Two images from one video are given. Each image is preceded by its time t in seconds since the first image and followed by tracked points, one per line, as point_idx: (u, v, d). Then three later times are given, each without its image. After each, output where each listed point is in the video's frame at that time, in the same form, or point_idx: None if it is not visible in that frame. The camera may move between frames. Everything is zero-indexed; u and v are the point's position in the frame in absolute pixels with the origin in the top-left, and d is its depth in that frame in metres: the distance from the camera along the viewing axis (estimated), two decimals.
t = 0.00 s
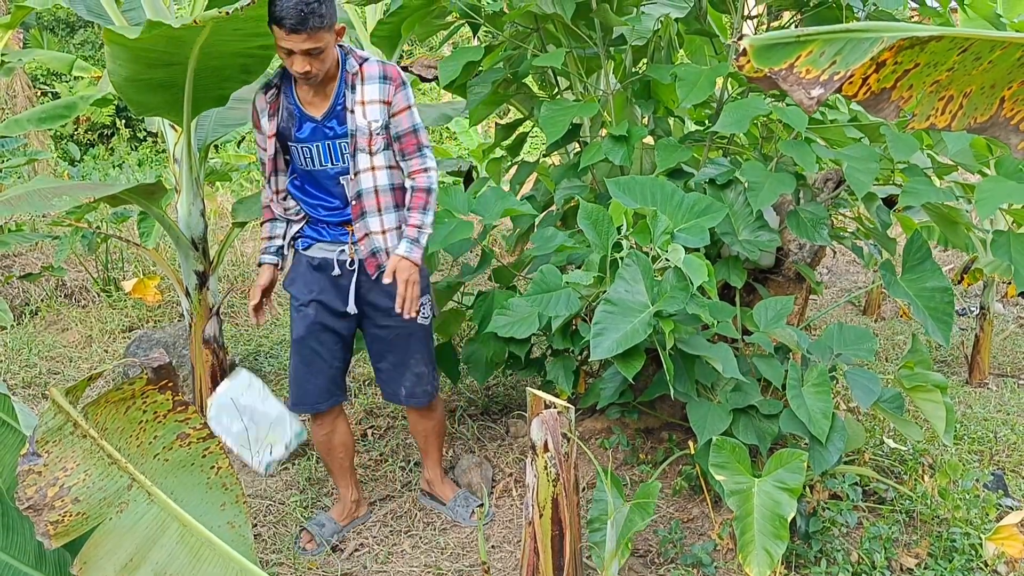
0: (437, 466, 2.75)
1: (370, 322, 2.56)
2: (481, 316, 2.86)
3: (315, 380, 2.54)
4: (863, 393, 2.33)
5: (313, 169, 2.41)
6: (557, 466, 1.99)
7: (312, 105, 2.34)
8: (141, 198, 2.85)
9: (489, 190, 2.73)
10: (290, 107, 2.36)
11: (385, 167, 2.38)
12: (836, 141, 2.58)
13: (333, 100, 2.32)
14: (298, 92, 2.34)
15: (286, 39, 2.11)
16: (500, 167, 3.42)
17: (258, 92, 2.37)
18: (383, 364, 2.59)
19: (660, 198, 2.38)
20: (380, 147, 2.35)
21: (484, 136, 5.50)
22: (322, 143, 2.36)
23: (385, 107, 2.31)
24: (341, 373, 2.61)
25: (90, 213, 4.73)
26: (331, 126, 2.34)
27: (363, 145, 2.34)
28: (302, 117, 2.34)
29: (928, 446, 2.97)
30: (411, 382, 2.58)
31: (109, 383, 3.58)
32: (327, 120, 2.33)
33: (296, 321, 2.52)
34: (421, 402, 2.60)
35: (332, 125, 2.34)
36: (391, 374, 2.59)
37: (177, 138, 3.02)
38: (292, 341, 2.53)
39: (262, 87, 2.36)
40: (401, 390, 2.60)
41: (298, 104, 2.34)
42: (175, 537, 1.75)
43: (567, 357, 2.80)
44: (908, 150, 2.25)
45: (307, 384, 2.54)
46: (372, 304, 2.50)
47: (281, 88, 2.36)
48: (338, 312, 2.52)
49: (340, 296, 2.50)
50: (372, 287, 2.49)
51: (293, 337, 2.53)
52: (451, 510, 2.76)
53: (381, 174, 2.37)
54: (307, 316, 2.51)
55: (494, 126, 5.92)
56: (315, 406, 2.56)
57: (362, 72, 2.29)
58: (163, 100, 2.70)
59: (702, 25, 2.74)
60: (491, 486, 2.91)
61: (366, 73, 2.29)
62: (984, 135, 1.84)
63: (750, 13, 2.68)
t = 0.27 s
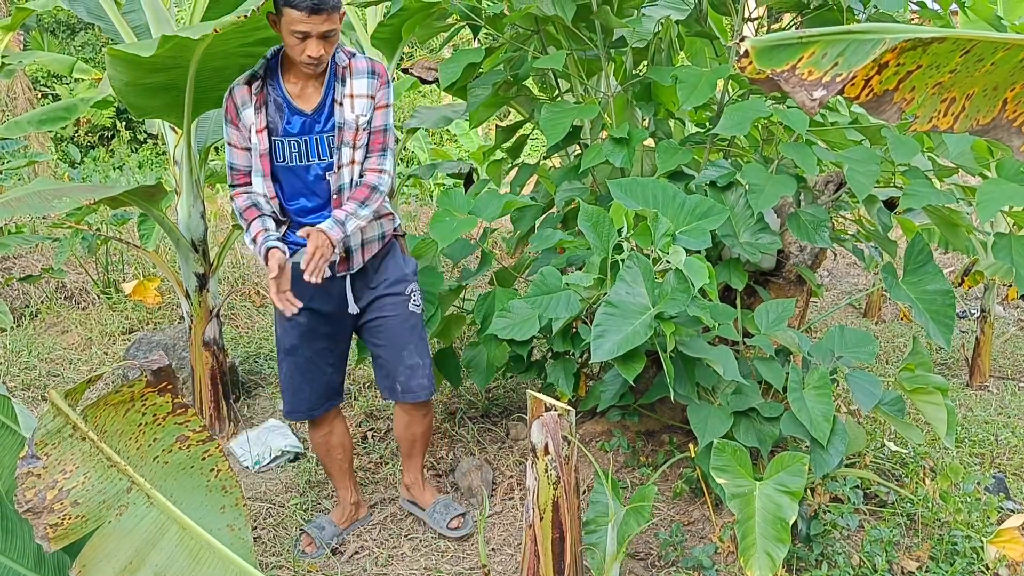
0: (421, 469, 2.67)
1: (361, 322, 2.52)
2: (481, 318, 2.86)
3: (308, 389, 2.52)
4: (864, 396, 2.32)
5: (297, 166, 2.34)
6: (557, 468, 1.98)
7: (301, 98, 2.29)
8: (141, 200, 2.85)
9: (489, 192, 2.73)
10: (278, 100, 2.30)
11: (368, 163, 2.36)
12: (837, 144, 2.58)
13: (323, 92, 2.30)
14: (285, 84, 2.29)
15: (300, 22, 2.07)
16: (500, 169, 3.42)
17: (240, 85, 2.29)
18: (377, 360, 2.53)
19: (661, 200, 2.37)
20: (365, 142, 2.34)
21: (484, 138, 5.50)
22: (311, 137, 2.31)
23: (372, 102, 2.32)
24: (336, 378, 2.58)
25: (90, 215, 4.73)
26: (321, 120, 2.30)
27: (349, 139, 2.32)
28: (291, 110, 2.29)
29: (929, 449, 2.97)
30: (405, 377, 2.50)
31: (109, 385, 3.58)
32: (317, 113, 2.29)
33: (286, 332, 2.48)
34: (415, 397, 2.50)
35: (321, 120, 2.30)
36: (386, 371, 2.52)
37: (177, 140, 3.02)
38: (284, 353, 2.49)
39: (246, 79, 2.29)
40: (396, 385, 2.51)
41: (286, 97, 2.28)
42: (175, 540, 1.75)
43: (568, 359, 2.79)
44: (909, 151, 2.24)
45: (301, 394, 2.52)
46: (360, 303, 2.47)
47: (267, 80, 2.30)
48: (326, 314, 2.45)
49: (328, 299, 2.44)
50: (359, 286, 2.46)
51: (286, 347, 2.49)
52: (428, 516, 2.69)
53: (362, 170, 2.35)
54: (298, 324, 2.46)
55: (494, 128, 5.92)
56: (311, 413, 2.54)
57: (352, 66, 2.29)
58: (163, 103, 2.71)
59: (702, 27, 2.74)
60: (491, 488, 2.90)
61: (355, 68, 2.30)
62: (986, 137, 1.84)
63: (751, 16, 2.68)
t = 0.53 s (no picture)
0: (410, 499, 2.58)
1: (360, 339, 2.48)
2: (479, 321, 2.85)
3: (309, 401, 2.51)
4: (862, 398, 2.32)
5: (318, 168, 2.29)
6: (554, 471, 1.98)
7: (325, 99, 2.25)
8: (137, 202, 2.84)
9: (486, 195, 2.73)
10: (301, 101, 2.25)
11: (389, 171, 2.34)
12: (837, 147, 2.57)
13: (347, 95, 2.26)
14: (308, 85, 2.25)
15: (333, 21, 2.05)
16: (498, 171, 3.42)
17: (262, 84, 2.25)
18: (373, 379, 2.50)
19: (659, 202, 2.36)
20: (387, 149, 2.31)
21: (482, 140, 5.49)
22: (334, 139, 2.27)
23: (396, 110, 2.29)
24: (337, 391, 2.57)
25: (88, 217, 4.73)
26: (345, 121, 2.26)
27: (373, 145, 2.29)
28: (313, 111, 2.24)
29: (927, 452, 2.96)
30: (400, 400, 2.47)
31: (106, 388, 3.57)
32: (341, 115, 2.25)
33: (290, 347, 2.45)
34: (410, 421, 2.47)
35: (345, 122, 2.26)
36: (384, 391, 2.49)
37: (174, 142, 3.01)
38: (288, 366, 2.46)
39: (267, 79, 2.24)
40: (390, 407, 2.48)
41: (309, 98, 2.24)
42: (171, 543, 1.76)
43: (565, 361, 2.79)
44: (907, 153, 2.24)
45: (302, 406, 2.51)
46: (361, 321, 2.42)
47: (289, 80, 2.26)
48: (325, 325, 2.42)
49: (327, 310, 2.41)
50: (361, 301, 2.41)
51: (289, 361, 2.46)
52: (413, 557, 2.56)
53: (385, 177, 2.33)
54: (301, 340, 2.42)
55: (492, 130, 5.92)
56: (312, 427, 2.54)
57: (377, 74, 2.27)
58: (163, 105, 2.69)
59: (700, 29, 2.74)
60: (489, 490, 2.90)
61: (379, 73, 2.27)
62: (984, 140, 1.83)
63: (749, 17, 2.67)
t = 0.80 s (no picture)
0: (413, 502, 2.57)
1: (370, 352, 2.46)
2: (478, 324, 2.84)
3: (303, 408, 2.39)
4: (862, 401, 2.32)
5: (340, 172, 2.29)
6: (554, 475, 1.97)
7: (351, 103, 2.26)
8: (137, 205, 2.84)
9: (486, 197, 2.73)
10: (326, 102, 2.26)
11: (422, 177, 2.35)
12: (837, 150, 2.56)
13: (375, 100, 2.26)
14: (336, 87, 2.26)
15: (354, 22, 2.05)
16: (498, 173, 3.42)
17: (289, 86, 2.26)
18: (384, 392, 2.50)
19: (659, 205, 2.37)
20: (420, 156, 2.31)
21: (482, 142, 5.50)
22: (357, 143, 2.27)
23: (426, 117, 2.29)
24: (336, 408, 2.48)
25: (88, 219, 4.73)
26: (371, 126, 2.26)
27: (405, 152, 2.29)
28: (339, 113, 2.25)
29: (927, 454, 2.97)
30: (416, 412, 2.46)
31: (106, 390, 3.57)
32: (366, 119, 2.25)
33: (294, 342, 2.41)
34: (429, 432, 2.47)
35: (371, 126, 2.26)
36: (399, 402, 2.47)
37: (173, 144, 3.02)
38: (290, 365, 2.40)
39: (294, 80, 2.26)
40: (407, 417, 2.48)
41: (337, 101, 2.25)
42: (170, 547, 1.74)
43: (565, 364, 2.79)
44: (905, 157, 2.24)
45: (295, 415, 2.39)
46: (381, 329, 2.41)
47: (316, 81, 2.27)
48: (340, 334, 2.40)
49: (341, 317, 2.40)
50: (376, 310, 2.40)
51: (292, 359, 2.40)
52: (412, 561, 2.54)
53: (418, 185, 2.34)
54: (309, 334, 2.40)
55: (493, 132, 5.93)
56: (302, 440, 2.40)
57: (407, 79, 2.26)
58: (165, 110, 2.68)
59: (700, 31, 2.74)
60: (489, 493, 2.89)
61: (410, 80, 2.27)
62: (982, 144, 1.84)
63: (749, 19, 2.67)
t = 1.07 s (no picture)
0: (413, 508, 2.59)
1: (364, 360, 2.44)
2: (479, 326, 2.84)
3: (301, 422, 2.35)
4: (862, 404, 2.32)
5: (330, 181, 2.25)
6: (554, 477, 1.97)
7: (340, 109, 2.22)
8: (138, 207, 2.84)
9: (486, 200, 2.73)
10: (314, 110, 2.22)
11: (415, 183, 2.33)
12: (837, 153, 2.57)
13: (365, 107, 2.23)
14: (323, 94, 2.22)
15: (342, 28, 2.02)
16: (499, 176, 3.42)
17: (278, 93, 2.22)
18: (379, 399, 2.50)
19: (658, 207, 2.37)
20: (412, 162, 2.29)
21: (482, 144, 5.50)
22: (346, 152, 2.23)
23: (418, 122, 2.26)
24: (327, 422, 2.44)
25: (89, 221, 4.73)
26: (362, 133, 2.23)
27: (398, 159, 2.27)
28: (328, 120, 2.21)
29: (927, 457, 2.97)
30: (410, 422, 2.49)
31: (106, 392, 3.57)
32: (357, 126, 2.22)
33: (291, 352, 2.37)
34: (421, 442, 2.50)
35: (362, 133, 2.23)
36: (392, 412, 2.50)
37: (174, 147, 3.02)
38: (285, 375, 2.35)
39: (284, 88, 2.22)
40: (402, 427, 2.49)
41: (327, 107, 2.21)
42: (170, 549, 1.75)
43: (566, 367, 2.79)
44: (905, 160, 2.24)
45: (291, 430, 2.33)
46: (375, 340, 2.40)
47: (303, 88, 2.23)
48: (335, 346, 2.38)
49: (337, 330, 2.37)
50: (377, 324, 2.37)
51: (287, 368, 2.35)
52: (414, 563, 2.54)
53: (412, 190, 2.32)
54: (307, 343, 2.36)
55: (493, 134, 5.93)
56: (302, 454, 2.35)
57: (398, 84, 2.24)
58: (166, 112, 2.69)
59: (700, 34, 2.75)
60: (489, 496, 2.90)
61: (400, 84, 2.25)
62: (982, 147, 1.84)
63: (749, 22, 2.68)
